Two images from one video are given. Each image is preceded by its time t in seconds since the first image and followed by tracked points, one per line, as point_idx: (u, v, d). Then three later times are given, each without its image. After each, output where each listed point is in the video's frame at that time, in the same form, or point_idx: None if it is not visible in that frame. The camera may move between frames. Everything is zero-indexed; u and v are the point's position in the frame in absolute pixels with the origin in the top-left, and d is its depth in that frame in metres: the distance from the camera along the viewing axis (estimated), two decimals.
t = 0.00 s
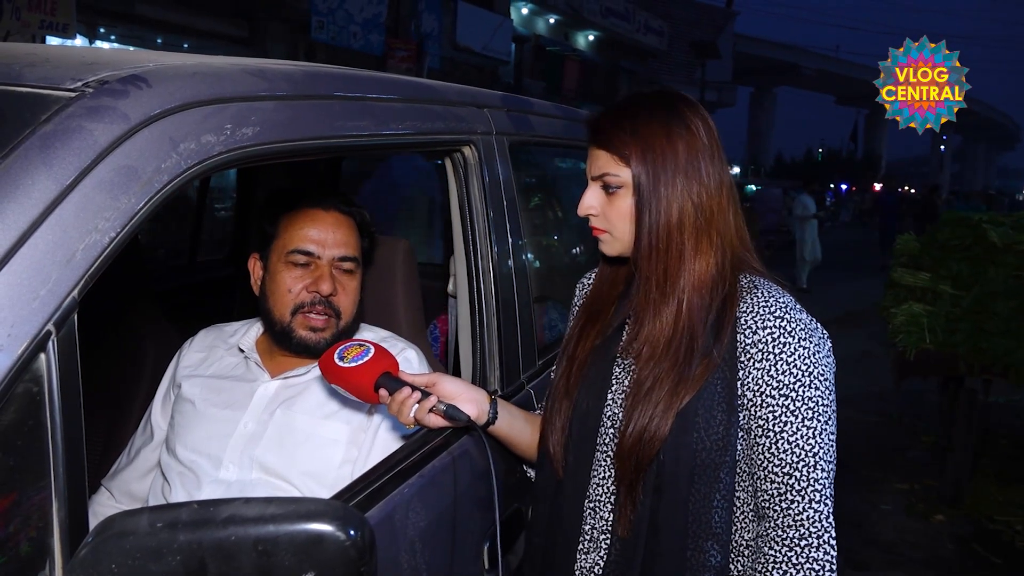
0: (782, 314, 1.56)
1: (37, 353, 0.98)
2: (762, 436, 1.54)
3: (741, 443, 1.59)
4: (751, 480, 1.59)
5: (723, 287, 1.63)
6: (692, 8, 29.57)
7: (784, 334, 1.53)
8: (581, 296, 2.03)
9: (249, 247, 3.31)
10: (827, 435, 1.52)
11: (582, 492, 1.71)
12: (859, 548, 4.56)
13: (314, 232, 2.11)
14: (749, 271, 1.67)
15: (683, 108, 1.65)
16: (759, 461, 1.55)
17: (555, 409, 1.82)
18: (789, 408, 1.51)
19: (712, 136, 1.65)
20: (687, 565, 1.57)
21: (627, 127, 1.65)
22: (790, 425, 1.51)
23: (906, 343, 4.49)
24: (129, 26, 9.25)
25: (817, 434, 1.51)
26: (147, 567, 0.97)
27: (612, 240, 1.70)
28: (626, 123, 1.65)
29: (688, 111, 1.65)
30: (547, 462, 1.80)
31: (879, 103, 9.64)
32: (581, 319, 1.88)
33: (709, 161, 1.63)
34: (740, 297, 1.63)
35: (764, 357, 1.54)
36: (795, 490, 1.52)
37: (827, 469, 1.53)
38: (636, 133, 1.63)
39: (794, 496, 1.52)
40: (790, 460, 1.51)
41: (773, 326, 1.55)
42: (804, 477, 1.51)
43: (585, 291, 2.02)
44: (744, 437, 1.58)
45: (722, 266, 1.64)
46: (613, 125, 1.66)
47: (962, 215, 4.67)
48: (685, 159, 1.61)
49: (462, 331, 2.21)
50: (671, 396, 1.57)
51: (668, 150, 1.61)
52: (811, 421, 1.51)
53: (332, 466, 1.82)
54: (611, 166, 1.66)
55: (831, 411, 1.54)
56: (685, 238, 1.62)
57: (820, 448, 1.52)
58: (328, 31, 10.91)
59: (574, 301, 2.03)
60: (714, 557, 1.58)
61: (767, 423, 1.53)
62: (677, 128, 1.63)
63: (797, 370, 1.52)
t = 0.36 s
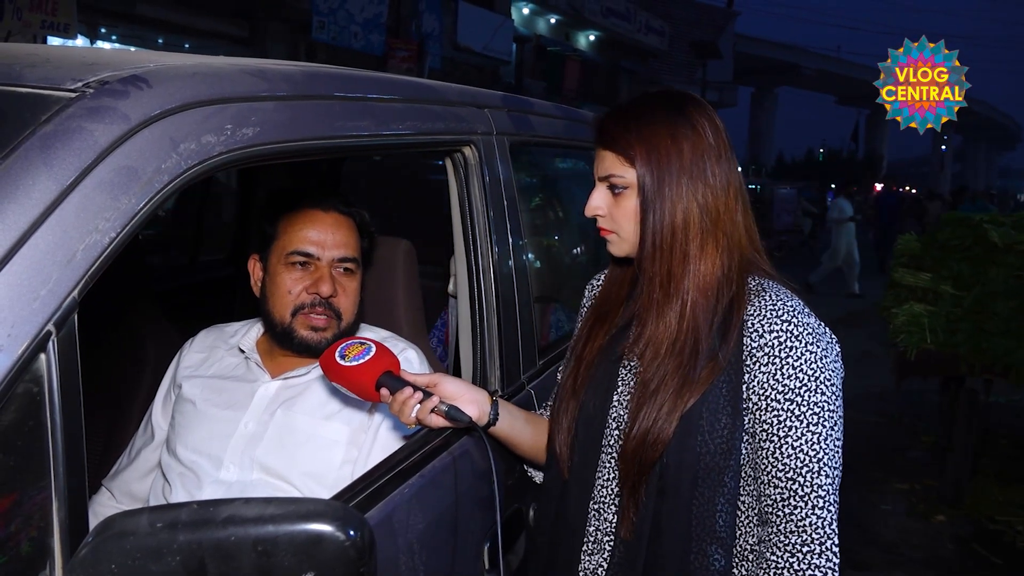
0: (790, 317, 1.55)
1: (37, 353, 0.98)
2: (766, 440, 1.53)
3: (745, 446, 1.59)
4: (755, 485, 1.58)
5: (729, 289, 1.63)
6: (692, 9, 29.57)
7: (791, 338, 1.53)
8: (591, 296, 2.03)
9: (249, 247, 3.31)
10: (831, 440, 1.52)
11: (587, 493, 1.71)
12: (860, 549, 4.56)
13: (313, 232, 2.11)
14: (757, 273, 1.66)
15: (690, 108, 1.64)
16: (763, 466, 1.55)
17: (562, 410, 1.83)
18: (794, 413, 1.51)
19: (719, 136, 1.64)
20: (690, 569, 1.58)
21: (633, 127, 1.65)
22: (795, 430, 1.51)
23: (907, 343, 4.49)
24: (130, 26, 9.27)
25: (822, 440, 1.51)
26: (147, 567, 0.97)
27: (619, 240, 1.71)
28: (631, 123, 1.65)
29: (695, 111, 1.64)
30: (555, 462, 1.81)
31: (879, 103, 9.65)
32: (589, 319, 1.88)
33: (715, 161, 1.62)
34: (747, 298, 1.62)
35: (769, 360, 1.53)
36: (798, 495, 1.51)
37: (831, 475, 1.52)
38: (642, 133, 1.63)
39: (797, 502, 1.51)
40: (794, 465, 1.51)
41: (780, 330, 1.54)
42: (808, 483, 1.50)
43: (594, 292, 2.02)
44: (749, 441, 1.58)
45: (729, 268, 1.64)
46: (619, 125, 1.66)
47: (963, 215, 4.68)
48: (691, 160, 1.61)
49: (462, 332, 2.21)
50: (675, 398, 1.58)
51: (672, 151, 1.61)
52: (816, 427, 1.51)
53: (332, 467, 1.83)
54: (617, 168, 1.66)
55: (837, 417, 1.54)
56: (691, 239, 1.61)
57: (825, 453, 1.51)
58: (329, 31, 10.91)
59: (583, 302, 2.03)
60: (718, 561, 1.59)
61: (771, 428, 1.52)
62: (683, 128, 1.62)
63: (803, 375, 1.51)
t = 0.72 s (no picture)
0: (803, 317, 1.55)
1: (39, 354, 0.99)
2: (780, 442, 1.54)
3: (756, 447, 1.59)
4: (767, 486, 1.59)
5: (741, 286, 1.63)
6: (692, 9, 29.57)
7: (804, 338, 1.53)
8: (598, 296, 2.03)
9: (250, 247, 3.32)
10: (845, 441, 1.52)
11: (593, 494, 1.71)
12: (861, 549, 4.56)
13: (312, 237, 2.11)
14: (769, 272, 1.66)
15: (705, 103, 1.65)
16: (776, 467, 1.55)
17: (568, 409, 1.83)
18: (809, 414, 1.51)
19: (734, 133, 1.65)
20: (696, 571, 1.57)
21: (647, 121, 1.65)
22: (809, 431, 1.51)
23: (907, 344, 4.49)
24: (131, 27, 9.28)
25: (836, 440, 1.51)
26: (148, 568, 0.97)
27: (630, 236, 1.71)
28: (646, 118, 1.65)
29: (710, 107, 1.64)
30: (560, 463, 1.81)
31: (879, 103, 9.66)
32: (597, 317, 1.88)
33: (729, 157, 1.63)
34: (759, 297, 1.63)
35: (783, 361, 1.53)
36: (813, 496, 1.52)
37: (845, 476, 1.53)
38: (656, 127, 1.63)
39: (812, 503, 1.52)
40: (808, 466, 1.51)
41: (793, 330, 1.54)
42: (823, 484, 1.51)
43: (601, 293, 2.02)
44: (760, 442, 1.58)
45: (742, 266, 1.64)
46: (633, 120, 1.67)
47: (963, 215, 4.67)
48: (706, 155, 1.61)
49: (463, 332, 2.21)
50: (687, 396, 1.58)
51: (686, 146, 1.61)
52: (830, 428, 1.51)
53: (334, 468, 1.83)
54: (630, 161, 1.67)
55: (850, 418, 1.54)
56: (704, 235, 1.61)
57: (839, 454, 1.51)
58: (331, 32, 10.93)
59: (590, 302, 2.03)
60: (724, 564, 1.58)
61: (785, 429, 1.52)
62: (698, 123, 1.62)
63: (817, 375, 1.51)
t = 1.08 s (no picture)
0: (806, 315, 1.55)
1: (39, 353, 0.99)
2: (782, 441, 1.54)
3: (758, 447, 1.59)
4: (770, 487, 1.59)
5: (743, 283, 1.63)
6: (693, 9, 29.57)
7: (807, 336, 1.53)
8: (602, 296, 2.03)
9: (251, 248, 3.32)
10: (849, 441, 1.52)
11: (594, 494, 1.71)
12: (863, 549, 4.56)
13: (305, 243, 2.11)
14: (772, 270, 1.66)
15: (705, 99, 1.65)
16: (779, 467, 1.55)
17: (572, 408, 1.84)
18: (811, 413, 1.51)
19: (735, 129, 1.64)
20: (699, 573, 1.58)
21: (648, 118, 1.65)
22: (812, 430, 1.51)
23: (908, 343, 4.50)
24: (132, 28, 9.29)
25: (839, 440, 1.51)
26: (149, 566, 0.97)
27: (632, 234, 1.71)
28: (647, 115, 1.65)
29: (710, 103, 1.64)
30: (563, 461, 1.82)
31: (879, 103, 9.67)
32: (601, 316, 1.88)
33: (730, 154, 1.62)
34: (762, 295, 1.63)
35: (786, 359, 1.53)
36: (816, 497, 1.51)
37: (849, 477, 1.52)
38: (657, 124, 1.63)
39: (814, 504, 1.52)
40: (811, 466, 1.51)
41: (796, 328, 1.54)
42: (825, 484, 1.51)
43: (606, 292, 2.02)
44: (762, 442, 1.58)
45: (744, 264, 1.64)
46: (633, 117, 1.67)
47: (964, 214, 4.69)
48: (706, 152, 1.61)
49: (464, 332, 2.21)
50: (687, 394, 1.58)
51: (686, 142, 1.61)
52: (834, 427, 1.51)
53: (335, 468, 1.82)
54: (630, 160, 1.67)
55: (854, 417, 1.54)
56: (706, 233, 1.61)
57: (842, 454, 1.51)
58: (331, 33, 10.93)
59: (595, 301, 2.03)
60: (729, 565, 1.58)
61: (788, 429, 1.53)
62: (698, 120, 1.62)
63: (820, 374, 1.51)
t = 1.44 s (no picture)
0: (803, 314, 1.54)
1: (38, 352, 0.98)
2: (779, 441, 1.53)
3: (755, 447, 1.59)
4: (766, 487, 1.58)
5: (741, 283, 1.63)
6: (693, 9, 29.57)
7: (804, 336, 1.52)
8: (601, 295, 2.02)
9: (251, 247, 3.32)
10: (846, 441, 1.52)
11: (592, 494, 1.71)
12: (864, 549, 4.56)
13: (306, 238, 2.11)
14: (770, 269, 1.66)
15: (701, 97, 1.64)
16: (775, 467, 1.54)
17: (571, 407, 1.84)
18: (808, 413, 1.50)
19: (732, 127, 1.64)
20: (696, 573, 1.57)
21: (644, 117, 1.65)
22: (809, 431, 1.50)
23: (909, 342, 4.50)
24: (132, 28, 9.30)
25: (836, 441, 1.51)
26: (149, 565, 0.97)
27: (630, 234, 1.71)
28: (643, 114, 1.65)
29: (707, 101, 1.64)
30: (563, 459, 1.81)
31: (879, 103, 9.67)
32: (600, 316, 1.88)
33: (727, 153, 1.62)
34: (760, 294, 1.62)
35: (782, 358, 1.53)
36: (812, 498, 1.51)
37: (846, 477, 1.52)
38: (653, 123, 1.63)
39: (810, 505, 1.51)
40: (808, 466, 1.50)
41: (793, 327, 1.54)
42: (821, 485, 1.50)
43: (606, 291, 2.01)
44: (759, 442, 1.58)
45: (741, 262, 1.63)
46: (629, 117, 1.66)
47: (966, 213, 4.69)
48: (702, 150, 1.60)
49: (464, 330, 2.21)
50: (684, 394, 1.58)
51: (682, 141, 1.61)
52: (831, 427, 1.50)
53: (335, 467, 1.82)
54: (626, 159, 1.66)
55: (852, 417, 1.53)
56: (703, 231, 1.61)
57: (839, 455, 1.51)
58: (331, 32, 10.93)
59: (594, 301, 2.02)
60: (725, 565, 1.57)
61: (784, 429, 1.52)
62: (694, 118, 1.62)
63: (817, 374, 1.51)
